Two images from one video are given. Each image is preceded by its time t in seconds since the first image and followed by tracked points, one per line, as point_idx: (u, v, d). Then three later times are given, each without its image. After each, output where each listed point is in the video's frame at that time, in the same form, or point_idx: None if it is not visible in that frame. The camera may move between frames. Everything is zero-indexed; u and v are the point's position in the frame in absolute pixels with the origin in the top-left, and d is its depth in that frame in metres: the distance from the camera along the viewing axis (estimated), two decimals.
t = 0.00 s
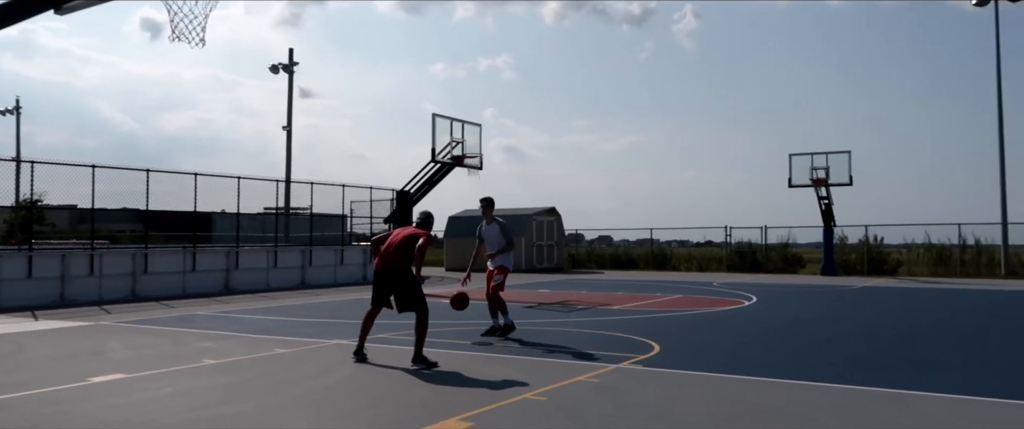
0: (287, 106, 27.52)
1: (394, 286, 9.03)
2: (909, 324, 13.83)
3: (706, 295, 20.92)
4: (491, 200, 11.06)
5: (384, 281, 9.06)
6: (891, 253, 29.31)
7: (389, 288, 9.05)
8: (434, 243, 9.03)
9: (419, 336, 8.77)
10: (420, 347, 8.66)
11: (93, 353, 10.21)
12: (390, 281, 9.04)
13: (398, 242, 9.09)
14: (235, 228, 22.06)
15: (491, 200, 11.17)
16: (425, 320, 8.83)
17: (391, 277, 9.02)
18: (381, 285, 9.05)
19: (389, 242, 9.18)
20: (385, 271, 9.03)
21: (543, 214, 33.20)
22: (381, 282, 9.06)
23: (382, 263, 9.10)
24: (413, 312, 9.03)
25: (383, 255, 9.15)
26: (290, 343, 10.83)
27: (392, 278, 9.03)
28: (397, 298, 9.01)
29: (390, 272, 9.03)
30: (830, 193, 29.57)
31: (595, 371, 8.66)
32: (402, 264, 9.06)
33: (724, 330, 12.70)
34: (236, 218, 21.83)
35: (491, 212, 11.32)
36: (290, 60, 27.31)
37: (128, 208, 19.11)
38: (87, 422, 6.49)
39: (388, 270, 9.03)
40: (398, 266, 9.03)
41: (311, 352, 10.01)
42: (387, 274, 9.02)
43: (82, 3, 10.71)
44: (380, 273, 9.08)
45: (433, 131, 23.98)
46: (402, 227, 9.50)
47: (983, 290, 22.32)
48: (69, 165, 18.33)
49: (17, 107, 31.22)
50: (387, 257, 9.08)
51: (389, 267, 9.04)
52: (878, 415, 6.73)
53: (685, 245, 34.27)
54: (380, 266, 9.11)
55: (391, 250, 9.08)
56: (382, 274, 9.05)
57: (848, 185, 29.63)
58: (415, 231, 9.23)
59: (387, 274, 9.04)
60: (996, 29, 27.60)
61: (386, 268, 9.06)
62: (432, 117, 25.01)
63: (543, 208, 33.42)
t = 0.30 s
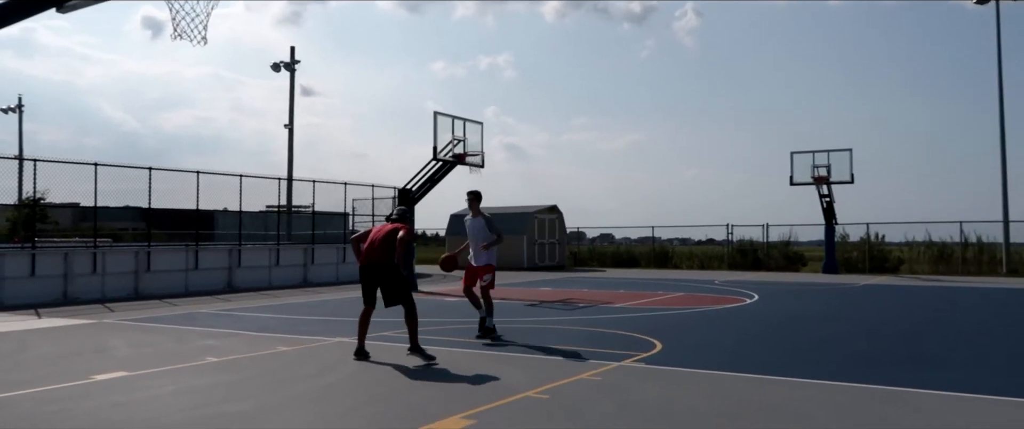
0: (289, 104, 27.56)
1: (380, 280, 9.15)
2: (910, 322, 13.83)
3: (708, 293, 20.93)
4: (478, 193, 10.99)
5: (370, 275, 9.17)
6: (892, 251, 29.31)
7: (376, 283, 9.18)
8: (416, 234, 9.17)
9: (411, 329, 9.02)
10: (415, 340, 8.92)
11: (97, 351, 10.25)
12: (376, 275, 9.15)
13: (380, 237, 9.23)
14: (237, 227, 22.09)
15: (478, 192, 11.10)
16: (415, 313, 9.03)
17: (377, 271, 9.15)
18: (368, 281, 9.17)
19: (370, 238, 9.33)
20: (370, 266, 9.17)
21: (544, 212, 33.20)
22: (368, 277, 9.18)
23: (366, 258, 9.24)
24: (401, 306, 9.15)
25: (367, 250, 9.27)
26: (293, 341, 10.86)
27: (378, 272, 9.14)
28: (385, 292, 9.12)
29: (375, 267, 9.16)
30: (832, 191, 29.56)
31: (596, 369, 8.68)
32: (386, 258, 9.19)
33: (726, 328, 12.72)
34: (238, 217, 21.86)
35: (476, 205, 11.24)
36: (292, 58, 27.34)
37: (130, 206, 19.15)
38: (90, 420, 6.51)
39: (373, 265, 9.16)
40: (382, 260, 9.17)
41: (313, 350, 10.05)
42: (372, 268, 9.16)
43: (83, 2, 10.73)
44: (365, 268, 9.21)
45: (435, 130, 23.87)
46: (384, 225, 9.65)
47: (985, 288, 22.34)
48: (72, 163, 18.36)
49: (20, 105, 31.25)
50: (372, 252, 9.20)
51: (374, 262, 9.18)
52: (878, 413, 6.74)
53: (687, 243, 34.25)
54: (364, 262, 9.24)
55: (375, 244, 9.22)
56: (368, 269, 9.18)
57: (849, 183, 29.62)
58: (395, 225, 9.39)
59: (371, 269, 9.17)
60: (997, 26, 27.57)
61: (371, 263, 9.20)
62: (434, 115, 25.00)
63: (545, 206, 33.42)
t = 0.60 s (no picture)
0: (303, 103, 27.68)
1: (391, 275, 9.20)
2: (927, 320, 13.74)
3: (721, 291, 20.86)
4: (474, 193, 11.00)
5: (380, 270, 9.23)
6: (909, 250, 29.14)
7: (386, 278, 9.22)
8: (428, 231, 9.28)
9: (411, 327, 9.11)
10: (415, 338, 9.12)
11: (114, 349, 10.35)
12: (387, 270, 9.22)
13: (394, 232, 9.32)
14: (253, 225, 22.21)
15: (474, 193, 11.14)
16: (414, 311, 9.06)
17: (388, 265, 9.21)
18: (378, 275, 9.20)
19: (383, 233, 9.41)
20: (382, 260, 9.22)
21: (558, 210, 33.18)
22: (378, 271, 9.23)
23: (378, 252, 9.30)
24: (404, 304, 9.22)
25: (378, 245, 9.34)
26: (307, 339, 10.92)
27: (388, 268, 9.21)
28: (395, 288, 9.18)
29: (387, 261, 9.22)
30: (847, 189, 29.39)
31: (611, 367, 8.67)
32: (398, 253, 9.27)
33: (740, 326, 12.69)
34: (253, 215, 21.97)
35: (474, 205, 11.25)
36: (306, 58, 27.48)
37: (147, 204, 19.29)
38: (110, 416, 6.58)
39: (385, 258, 9.22)
40: (394, 255, 9.24)
41: (328, 348, 10.10)
42: (383, 262, 9.21)
43: (100, 3, 10.84)
44: (376, 262, 9.26)
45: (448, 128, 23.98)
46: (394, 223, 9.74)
47: (1002, 286, 22.14)
48: (89, 162, 18.52)
49: (38, 104, 31.56)
50: (384, 247, 9.28)
51: (386, 256, 9.24)
52: (895, 413, 6.69)
53: (701, 241, 34.13)
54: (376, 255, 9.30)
55: (387, 240, 9.30)
56: (379, 262, 9.23)
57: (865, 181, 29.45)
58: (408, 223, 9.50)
59: (383, 263, 9.22)
60: (1015, 23, 27.33)
61: (383, 256, 9.25)
62: (448, 114, 25.03)
63: (559, 205, 33.41)
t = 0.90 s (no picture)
0: (313, 103, 27.75)
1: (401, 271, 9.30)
2: (940, 321, 13.65)
3: (732, 291, 20.79)
4: (462, 197, 10.99)
5: (392, 266, 9.29)
6: (922, 249, 28.96)
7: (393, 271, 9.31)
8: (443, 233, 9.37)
9: (423, 326, 9.16)
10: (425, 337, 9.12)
11: (126, 347, 10.40)
12: (398, 267, 9.29)
13: (408, 230, 9.39)
14: (263, 224, 22.27)
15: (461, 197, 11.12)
16: (425, 296, 9.15)
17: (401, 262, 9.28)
18: (387, 270, 9.27)
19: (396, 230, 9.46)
20: (393, 257, 9.29)
21: (568, 210, 33.14)
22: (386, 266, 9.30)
23: (390, 248, 9.36)
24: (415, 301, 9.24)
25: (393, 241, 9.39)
26: (318, 338, 10.94)
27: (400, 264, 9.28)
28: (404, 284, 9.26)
29: (399, 258, 9.29)
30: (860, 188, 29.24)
31: (621, 367, 8.66)
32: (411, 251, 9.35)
33: (750, 326, 12.64)
34: (265, 214, 22.03)
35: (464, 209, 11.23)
36: (317, 58, 27.56)
37: (159, 204, 19.38)
38: (121, 415, 6.61)
39: (397, 256, 9.30)
40: (407, 252, 9.32)
41: (338, 347, 10.11)
42: (395, 259, 9.29)
43: (113, 2, 10.89)
44: (387, 259, 9.33)
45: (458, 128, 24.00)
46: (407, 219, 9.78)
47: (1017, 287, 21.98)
48: (102, 162, 18.62)
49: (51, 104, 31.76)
50: (398, 243, 9.33)
51: (398, 253, 9.31)
52: (906, 414, 6.65)
53: (712, 241, 33.99)
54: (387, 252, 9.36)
55: (402, 237, 9.36)
56: (390, 259, 9.30)
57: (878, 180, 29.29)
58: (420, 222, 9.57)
59: (394, 259, 9.30)
60: None
61: (394, 254, 9.32)
62: (458, 113, 25.05)
63: (569, 204, 33.37)
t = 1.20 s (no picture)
0: (323, 102, 27.83)
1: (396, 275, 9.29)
2: (953, 321, 13.57)
3: (743, 291, 20.72)
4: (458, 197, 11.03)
5: (387, 269, 9.27)
6: (934, 249, 28.81)
7: (387, 275, 9.29)
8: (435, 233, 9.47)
9: (428, 326, 9.19)
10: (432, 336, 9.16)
11: (138, 347, 10.45)
12: (393, 270, 9.28)
13: (401, 233, 9.39)
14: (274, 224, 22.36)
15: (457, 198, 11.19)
16: (424, 296, 9.24)
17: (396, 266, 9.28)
18: (382, 273, 9.26)
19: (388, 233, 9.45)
20: (388, 261, 9.27)
21: (578, 210, 33.13)
22: (380, 271, 9.28)
23: (384, 253, 9.35)
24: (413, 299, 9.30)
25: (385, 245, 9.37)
26: (328, 338, 10.98)
27: (396, 267, 9.28)
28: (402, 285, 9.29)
29: (394, 261, 9.29)
30: (871, 187, 29.12)
31: (631, 367, 8.65)
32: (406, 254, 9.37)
33: (761, 326, 12.61)
34: (275, 214, 22.09)
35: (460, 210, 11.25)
36: (327, 58, 27.63)
37: (170, 203, 19.49)
38: (133, 413, 6.65)
39: (392, 260, 9.29)
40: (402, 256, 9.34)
41: (348, 346, 10.14)
42: (390, 263, 9.28)
43: (126, 3, 10.93)
44: (381, 263, 9.31)
45: (467, 127, 24.04)
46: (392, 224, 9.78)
47: None
48: (113, 162, 18.74)
49: (64, 105, 31.98)
50: (393, 246, 9.33)
51: (393, 257, 9.31)
52: (918, 414, 6.61)
53: (722, 240, 33.99)
54: (382, 257, 9.34)
55: (396, 240, 9.36)
56: (384, 264, 9.28)
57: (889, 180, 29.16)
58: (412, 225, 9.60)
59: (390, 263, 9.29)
60: None
61: (389, 258, 9.31)
62: (466, 113, 25.06)
63: (578, 204, 33.35)
